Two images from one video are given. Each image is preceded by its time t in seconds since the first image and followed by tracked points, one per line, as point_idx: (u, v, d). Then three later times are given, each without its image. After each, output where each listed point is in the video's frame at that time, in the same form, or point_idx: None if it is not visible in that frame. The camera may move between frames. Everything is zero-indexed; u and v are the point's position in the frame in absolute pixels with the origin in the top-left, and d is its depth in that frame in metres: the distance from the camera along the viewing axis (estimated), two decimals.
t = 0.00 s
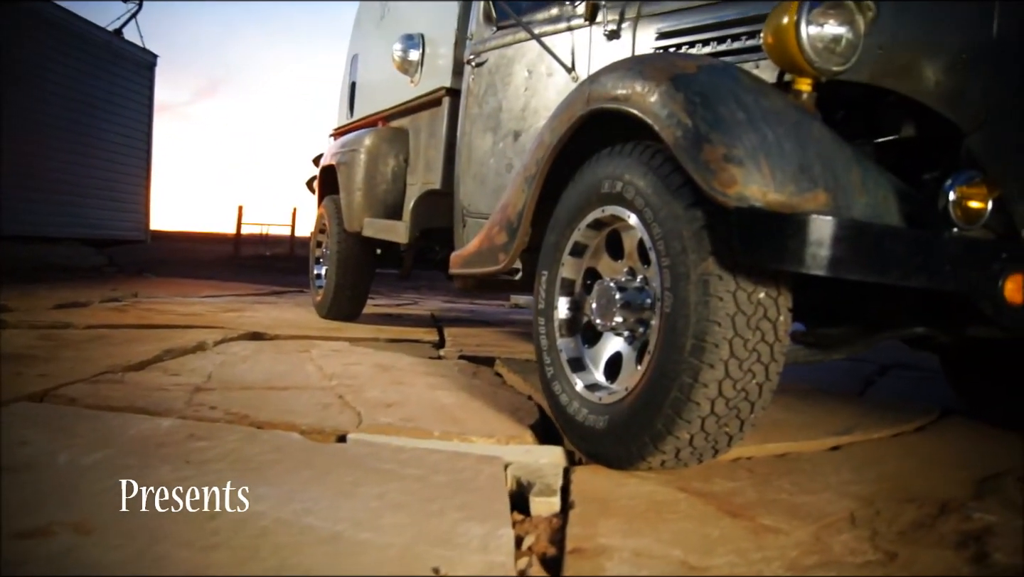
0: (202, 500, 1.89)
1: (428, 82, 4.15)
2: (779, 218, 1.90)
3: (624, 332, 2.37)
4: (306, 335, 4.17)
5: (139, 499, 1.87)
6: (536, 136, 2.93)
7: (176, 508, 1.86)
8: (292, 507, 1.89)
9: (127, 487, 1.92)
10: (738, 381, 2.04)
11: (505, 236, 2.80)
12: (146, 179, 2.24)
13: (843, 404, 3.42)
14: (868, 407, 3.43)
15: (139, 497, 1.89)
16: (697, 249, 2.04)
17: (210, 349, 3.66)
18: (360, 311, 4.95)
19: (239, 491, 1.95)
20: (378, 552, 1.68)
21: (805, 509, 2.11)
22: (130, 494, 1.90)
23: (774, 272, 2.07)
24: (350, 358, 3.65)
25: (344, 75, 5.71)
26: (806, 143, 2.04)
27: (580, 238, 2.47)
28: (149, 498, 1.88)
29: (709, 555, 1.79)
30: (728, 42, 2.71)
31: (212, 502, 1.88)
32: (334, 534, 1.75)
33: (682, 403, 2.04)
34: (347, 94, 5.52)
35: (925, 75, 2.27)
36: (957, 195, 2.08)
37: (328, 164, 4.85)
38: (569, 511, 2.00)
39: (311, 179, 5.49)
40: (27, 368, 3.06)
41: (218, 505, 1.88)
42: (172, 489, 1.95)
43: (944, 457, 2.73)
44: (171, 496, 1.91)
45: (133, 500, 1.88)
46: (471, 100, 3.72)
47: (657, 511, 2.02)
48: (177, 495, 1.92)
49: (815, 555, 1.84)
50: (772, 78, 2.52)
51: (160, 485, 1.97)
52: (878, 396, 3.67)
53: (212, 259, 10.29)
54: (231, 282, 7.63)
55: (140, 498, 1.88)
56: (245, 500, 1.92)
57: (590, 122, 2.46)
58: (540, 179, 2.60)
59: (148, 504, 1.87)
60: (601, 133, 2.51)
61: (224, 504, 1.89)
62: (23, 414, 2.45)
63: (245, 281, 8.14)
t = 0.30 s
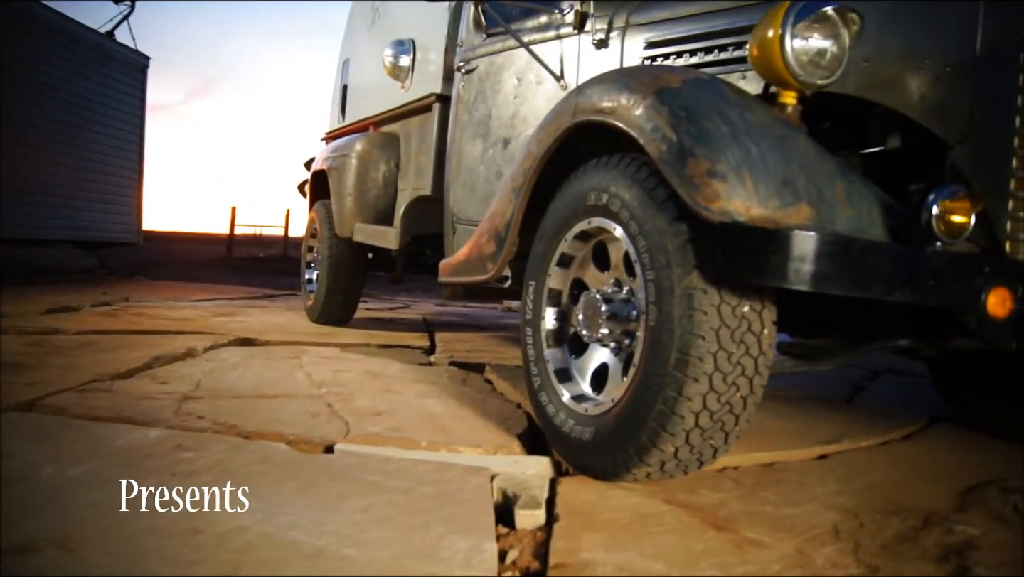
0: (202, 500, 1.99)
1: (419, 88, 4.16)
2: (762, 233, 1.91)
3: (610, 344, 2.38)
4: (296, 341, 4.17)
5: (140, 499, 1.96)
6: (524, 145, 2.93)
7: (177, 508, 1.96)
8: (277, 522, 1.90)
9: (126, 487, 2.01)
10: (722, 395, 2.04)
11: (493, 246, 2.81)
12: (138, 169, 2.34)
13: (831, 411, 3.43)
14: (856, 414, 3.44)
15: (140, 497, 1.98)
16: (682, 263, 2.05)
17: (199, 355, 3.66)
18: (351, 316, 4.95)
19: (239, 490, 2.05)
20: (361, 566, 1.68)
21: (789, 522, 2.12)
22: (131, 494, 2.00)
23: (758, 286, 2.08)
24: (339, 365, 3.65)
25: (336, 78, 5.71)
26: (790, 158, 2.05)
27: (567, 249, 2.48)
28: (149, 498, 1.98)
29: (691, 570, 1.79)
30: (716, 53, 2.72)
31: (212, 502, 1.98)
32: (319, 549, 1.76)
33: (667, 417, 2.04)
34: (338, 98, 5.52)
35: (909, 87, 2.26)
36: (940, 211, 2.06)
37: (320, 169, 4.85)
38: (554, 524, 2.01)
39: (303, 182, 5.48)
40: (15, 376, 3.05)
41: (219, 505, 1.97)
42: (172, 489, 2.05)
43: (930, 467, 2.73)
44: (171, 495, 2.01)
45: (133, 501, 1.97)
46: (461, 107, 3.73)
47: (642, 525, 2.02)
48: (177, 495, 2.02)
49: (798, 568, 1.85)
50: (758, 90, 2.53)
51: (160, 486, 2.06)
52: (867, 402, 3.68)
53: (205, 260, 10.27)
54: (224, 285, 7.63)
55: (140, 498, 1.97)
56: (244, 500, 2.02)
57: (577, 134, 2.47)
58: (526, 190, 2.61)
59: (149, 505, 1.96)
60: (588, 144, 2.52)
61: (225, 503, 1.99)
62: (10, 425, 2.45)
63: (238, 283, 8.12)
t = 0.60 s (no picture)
0: (201, 500, 2.09)
1: (410, 93, 4.16)
2: (747, 246, 1.91)
3: (598, 354, 2.39)
4: (288, 345, 4.18)
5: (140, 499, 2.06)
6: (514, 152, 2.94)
7: (177, 507, 2.06)
8: (262, 534, 1.90)
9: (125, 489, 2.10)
10: (708, 407, 2.05)
11: (482, 254, 2.81)
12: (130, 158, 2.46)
13: (821, 417, 3.44)
14: (845, 419, 3.45)
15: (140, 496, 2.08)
16: (667, 275, 2.06)
17: (189, 362, 3.65)
18: (344, 320, 4.95)
19: (239, 491, 2.16)
20: None
21: (775, 532, 2.13)
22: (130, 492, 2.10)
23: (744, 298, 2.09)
24: (330, 370, 3.65)
25: (329, 81, 5.71)
26: (776, 171, 2.05)
27: (555, 258, 2.48)
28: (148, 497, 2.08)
29: None
30: (704, 62, 2.73)
31: (211, 502, 2.08)
32: (304, 562, 1.76)
33: (653, 428, 2.05)
34: (330, 100, 5.51)
35: (897, 98, 2.28)
36: (926, 222, 2.07)
37: (312, 173, 4.85)
38: (540, 536, 2.01)
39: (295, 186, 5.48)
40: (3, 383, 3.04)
41: (218, 504, 2.08)
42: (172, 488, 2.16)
43: (918, 475, 2.74)
44: (170, 495, 2.12)
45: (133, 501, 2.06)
46: (452, 113, 3.73)
47: (628, 535, 2.03)
48: (177, 495, 2.12)
49: None
50: (746, 101, 2.54)
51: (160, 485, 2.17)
52: (858, 408, 3.68)
53: (198, 261, 10.25)
54: (218, 287, 7.62)
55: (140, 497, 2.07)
56: (243, 499, 2.12)
57: (565, 144, 2.47)
58: (515, 199, 2.61)
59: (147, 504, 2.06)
60: (577, 154, 2.53)
61: (224, 503, 2.09)
62: None
63: (230, 285, 8.10)
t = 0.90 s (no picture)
0: (201, 498, 2.18)
1: (402, 98, 4.16)
2: (731, 261, 1.92)
3: (585, 365, 2.39)
4: (279, 351, 4.18)
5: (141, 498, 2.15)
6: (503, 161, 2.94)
7: (176, 507, 2.15)
8: (247, 549, 1.91)
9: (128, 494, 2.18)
10: (693, 419, 2.06)
11: (470, 263, 2.81)
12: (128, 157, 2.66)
13: (809, 424, 3.45)
14: (834, 426, 3.46)
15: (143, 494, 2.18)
16: (653, 289, 2.06)
17: (179, 368, 3.65)
18: (335, 324, 4.94)
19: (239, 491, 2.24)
20: None
21: (759, 545, 2.14)
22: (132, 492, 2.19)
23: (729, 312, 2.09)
24: (320, 377, 3.65)
25: (321, 85, 5.71)
26: (761, 184, 2.06)
27: (542, 269, 2.49)
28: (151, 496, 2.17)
29: None
30: (692, 72, 2.73)
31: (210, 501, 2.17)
32: None
33: (638, 441, 2.06)
34: (322, 104, 5.51)
35: (883, 110, 2.28)
36: (909, 235, 2.08)
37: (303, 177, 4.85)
38: (525, 550, 2.02)
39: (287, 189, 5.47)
40: None
41: (218, 504, 2.17)
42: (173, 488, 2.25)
43: (905, 483, 2.75)
44: (171, 494, 2.20)
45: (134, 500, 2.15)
46: (442, 119, 3.73)
47: (613, 548, 2.04)
48: (178, 495, 2.21)
49: None
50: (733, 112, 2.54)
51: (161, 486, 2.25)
52: (847, 414, 3.69)
53: (191, 262, 10.22)
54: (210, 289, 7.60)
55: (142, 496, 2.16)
56: (243, 500, 2.20)
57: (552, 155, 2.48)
58: (503, 209, 2.62)
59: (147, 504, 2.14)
60: (565, 165, 2.53)
61: (224, 502, 2.18)
62: None
63: (223, 288, 8.08)
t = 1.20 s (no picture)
0: (201, 498, 2.29)
1: (392, 105, 4.16)
2: (713, 277, 1.93)
3: (571, 378, 2.40)
4: (269, 357, 4.18)
5: (142, 498, 2.25)
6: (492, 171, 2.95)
7: (177, 506, 2.26)
8: (232, 564, 1.92)
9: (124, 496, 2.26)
10: (677, 435, 2.06)
11: (457, 273, 2.82)
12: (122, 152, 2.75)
13: (798, 432, 3.46)
14: (822, 435, 3.46)
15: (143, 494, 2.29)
16: (637, 305, 2.07)
17: (168, 377, 3.64)
18: (326, 330, 4.94)
19: (238, 490, 2.35)
20: None
21: (742, 559, 2.14)
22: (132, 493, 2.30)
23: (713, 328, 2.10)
24: (310, 385, 3.66)
25: (312, 90, 5.70)
26: (745, 201, 2.06)
27: (529, 281, 2.50)
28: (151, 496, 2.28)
29: None
30: (679, 84, 2.73)
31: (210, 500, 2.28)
32: None
33: (622, 456, 2.06)
34: (313, 109, 5.50)
35: (868, 124, 2.31)
36: (892, 251, 2.06)
37: (294, 182, 4.84)
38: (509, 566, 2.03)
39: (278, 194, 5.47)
40: None
41: (218, 504, 2.27)
42: (172, 488, 2.36)
43: (889, 493, 2.76)
44: (170, 495, 2.31)
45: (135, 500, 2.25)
46: (432, 127, 3.73)
47: (597, 562, 2.04)
48: (177, 495, 2.32)
49: None
50: (720, 125, 2.54)
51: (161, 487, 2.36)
52: (836, 422, 3.69)
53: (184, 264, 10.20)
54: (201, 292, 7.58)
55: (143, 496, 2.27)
56: (242, 500, 2.31)
57: (539, 168, 2.49)
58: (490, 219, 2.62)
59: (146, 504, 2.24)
60: (552, 178, 2.54)
61: (223, 502, 2.29)
62: None
63: (214, 291, 8.06)
